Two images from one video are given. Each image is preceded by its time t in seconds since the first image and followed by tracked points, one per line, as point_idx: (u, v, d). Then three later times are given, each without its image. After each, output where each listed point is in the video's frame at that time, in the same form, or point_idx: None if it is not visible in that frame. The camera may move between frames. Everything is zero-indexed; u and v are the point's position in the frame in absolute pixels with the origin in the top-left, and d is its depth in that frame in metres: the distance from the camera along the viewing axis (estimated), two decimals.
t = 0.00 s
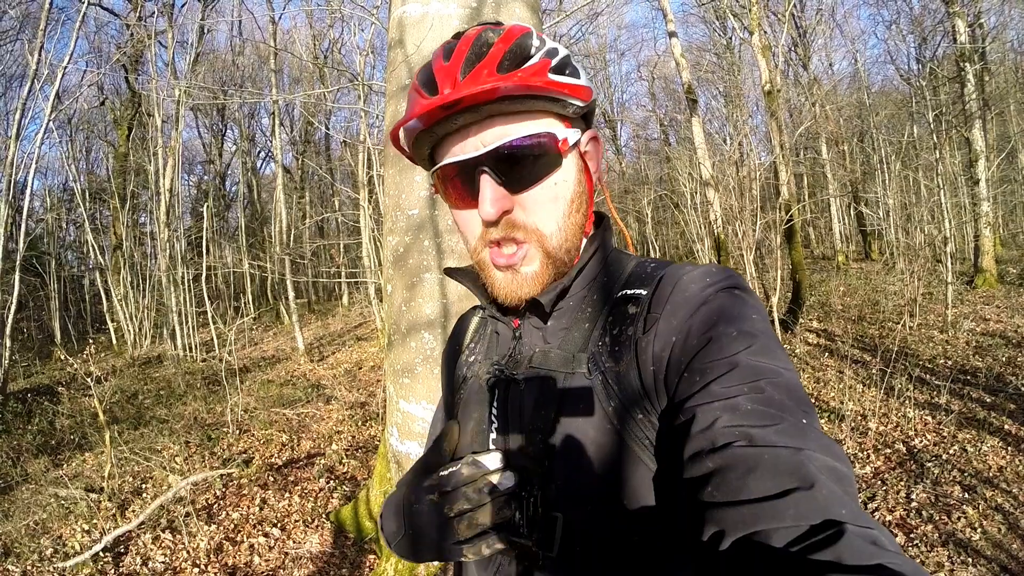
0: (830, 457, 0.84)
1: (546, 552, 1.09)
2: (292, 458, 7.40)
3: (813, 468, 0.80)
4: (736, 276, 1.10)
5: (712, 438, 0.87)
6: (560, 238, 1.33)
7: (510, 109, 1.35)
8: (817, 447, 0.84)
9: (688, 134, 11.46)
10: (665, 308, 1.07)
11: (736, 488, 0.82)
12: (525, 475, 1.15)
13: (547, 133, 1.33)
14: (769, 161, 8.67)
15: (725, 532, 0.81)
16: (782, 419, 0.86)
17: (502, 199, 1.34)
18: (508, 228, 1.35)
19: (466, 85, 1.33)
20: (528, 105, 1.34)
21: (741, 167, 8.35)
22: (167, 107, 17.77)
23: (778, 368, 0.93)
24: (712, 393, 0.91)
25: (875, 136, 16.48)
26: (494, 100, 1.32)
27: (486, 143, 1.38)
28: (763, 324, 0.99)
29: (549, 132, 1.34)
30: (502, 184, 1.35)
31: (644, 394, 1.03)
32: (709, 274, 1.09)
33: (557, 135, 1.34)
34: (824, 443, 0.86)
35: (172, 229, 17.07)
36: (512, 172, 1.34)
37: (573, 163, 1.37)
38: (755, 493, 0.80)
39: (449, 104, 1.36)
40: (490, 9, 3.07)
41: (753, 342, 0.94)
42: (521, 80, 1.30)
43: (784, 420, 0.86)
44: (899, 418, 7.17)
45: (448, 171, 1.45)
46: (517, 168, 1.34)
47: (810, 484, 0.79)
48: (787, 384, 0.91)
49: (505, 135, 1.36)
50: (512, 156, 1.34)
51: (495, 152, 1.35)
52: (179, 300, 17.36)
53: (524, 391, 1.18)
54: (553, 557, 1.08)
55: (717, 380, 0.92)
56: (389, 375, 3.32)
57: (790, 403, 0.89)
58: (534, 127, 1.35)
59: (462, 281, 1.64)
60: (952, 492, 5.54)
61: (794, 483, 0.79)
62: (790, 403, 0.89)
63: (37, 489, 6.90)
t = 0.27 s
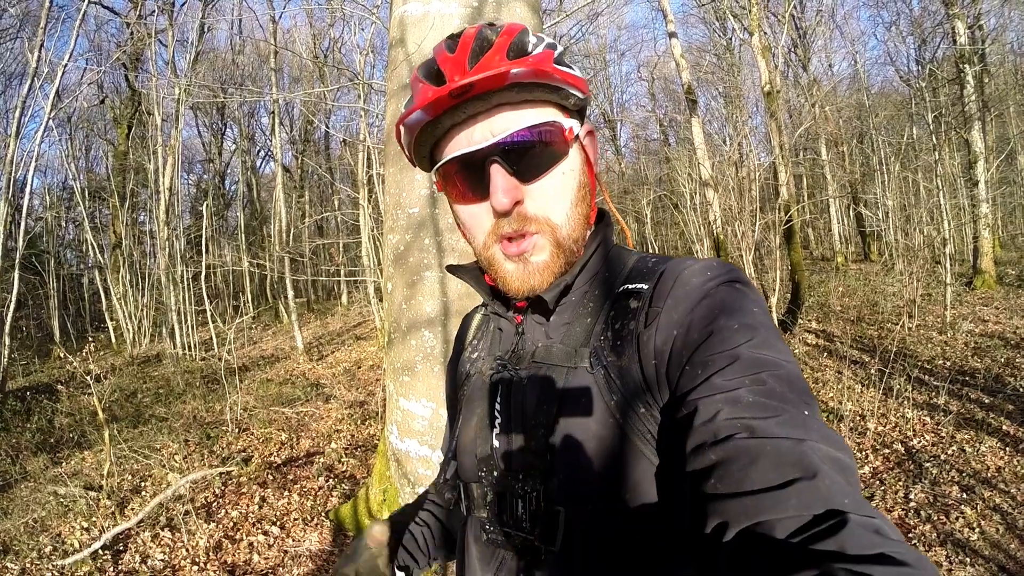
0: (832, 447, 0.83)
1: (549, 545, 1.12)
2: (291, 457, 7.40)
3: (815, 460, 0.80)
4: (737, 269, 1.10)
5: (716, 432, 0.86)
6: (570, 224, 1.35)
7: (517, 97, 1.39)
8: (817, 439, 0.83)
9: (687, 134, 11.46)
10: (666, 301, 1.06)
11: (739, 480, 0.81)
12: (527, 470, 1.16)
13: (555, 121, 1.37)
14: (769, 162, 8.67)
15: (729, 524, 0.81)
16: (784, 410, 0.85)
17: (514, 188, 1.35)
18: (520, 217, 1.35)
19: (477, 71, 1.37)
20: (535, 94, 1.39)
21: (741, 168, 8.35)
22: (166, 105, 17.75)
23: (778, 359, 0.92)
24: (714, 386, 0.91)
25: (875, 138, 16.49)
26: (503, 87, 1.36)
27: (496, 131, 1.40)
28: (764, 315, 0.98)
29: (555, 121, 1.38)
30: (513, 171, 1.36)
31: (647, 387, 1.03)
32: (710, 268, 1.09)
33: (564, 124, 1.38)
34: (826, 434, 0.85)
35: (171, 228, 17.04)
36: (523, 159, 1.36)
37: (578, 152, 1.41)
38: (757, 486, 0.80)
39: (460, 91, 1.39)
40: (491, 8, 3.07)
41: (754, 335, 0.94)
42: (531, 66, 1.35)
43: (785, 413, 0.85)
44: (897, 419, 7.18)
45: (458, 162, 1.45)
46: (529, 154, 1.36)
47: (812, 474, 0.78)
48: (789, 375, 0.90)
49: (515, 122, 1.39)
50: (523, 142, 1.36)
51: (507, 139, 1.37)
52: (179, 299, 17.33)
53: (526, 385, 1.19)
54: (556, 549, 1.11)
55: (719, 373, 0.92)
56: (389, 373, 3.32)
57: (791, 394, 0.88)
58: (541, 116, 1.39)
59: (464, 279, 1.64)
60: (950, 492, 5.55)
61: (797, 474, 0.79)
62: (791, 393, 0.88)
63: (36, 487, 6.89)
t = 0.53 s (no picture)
0: (824, 431, 0.84)
1: (545, 533, 1.14)
2: (298, 456, 7.44)
3: (807, 444, 0.81)
4: (730, 261, 1.10)
5: (708, 420, 0.87)
6: (516, 250, 1.36)
7: (444, 139, 1.38)
8: (810, 423, 0.84)
9: (691, 133, 11.45)
10: (655, 294, 1.06)
11: (732, 468, 0.82)
12: (526, 460, 1.19)
13: (483, 155, 1.34)
14: (773, 160, 8.66)
15: (723, 511, 0.82)
16: (776, 397, 0.86)
17: (454, 226, 1.39)
18: (465, 250, 1.40)
19: (400, 129, 1.40)
20: (458, 133, 1.35)
21: (745, 166, 8.34)
22: (171, 108, 17.85)
23: (770, 346, 0.92)
24: (705, 375, 0.91)
25: (879, 135, 16.45)
26: (425, 137, 1.37)
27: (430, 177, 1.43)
28: (754, 305, 0.98)
29: (487, 153, 1.35)
30: (451, 210, 1.39)
31: (638, 379, 1.04)
32: (701, 259, 1.09)
33: (495, 152, 1.34)
34: (818, 418, 0.85)
35: (177, 230, 17.13)
36: (457, 199, 1.37)
37: (523, 172, 1.36)
38: (750, 472, 0.81)
39: (392, 147, 1.44)
40: (493, 9, 3.09)
41: (743, 324, 0.94)
42: (444, 112, 1.33)
43: (777, 399, 0.85)
44: (902, 416, 7.16)
45: (411, 205, 1.52)
46: (463, 193, 1.37)
47: (804, 459, 0.79)
48: (780, 361, 0.90)
49: (447, 163, 1.39)
50: (453, 184, 1.37)
51: (439, 183, 1.39)
52: (185, 300, 17.41)
53: (524, 378, 1.22)
54: (552, 538, 1.13)
55: (710, 362, 0.91)
56: (394, 372, 3.34)
57: (784, 380, 0.88)
58: (470, 151, 1.36)
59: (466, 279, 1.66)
60: (956, 490, 5.53)
61: (790, 459, 0.80)
62: (783, 379, 0.88)
63: (44, 487, 6.94)
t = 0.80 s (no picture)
0: (823, 454, 0.84)
1: (544, 550, 1.15)
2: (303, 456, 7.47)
3: (803, 467, 0.81)
4: (734, 279, 1.10)
5: (706, 442, 0.87)
6: (546, 249, 1.36)
7: (478, 135, 1.37)
8: (808, 446, 0.84)
9: (696, 131, 11.41)
10: (658, 314, 1.06)
11: (730, 489, 0.83)
12: (526, 476, 1.20)
13: (517, 153, 1.35)
14: (778, 158, 8.62)
15: (719, 531, 0.83)
16: (775, 419, 0.86)
17: (485, 224, 1.37)
18: (495, 249, 1.38)
19: (431, 122, 1.36)
20: (494, 128, 1.35)
21: (750, 165, 8.30)
22: (175, 107, 17.89)
23: (769, 368, 0.92)
24: (705, 398, 0.91)
25: (885, 132, 16.35)
26: (459, 131, 1.35)
27: (460, 174, 1.40)
28: (757, 326, 0.98)
29: (520, 150, 1.36)
30: (483, 207, 1.38)
31: (639, 400, 1.03)
32: (705, 278, 1.09)
33: (529, 151, 1.36)
34: (817, 441, 0.86)
35: (182, 230, 17.18)
36: (491, 195, 1.36)
37: (551, 173, 1.39)
38: (747, 493, 0.81)
39: (420, 143, 1.39)
40: (497, 11, 3.08)
41: (744, 346, 0.94)
42: (483, 105, 1.32)
43: (775, 421, 0.86)
44: (907, 417, 7.13)
45: (433, 205, 1.47)
46: (496, 189, 1.36)
47: (800, 482, 0.80)
48: (779, 384, 0.91)
49: (479, 160, 1.38)
50: (488, 179, 1.36)
51: (472, 178, 1.37)
52: (190, 299, 17.47)
53: (526, 394, 1.24)
54: (551, 555, 1.14)
55: (709, 385, 0.92)
56: (399, 374, 3.35)
57: (782, 403, 0.88)
58: (505, 148, 1.36)
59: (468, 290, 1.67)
60: (960, 492, 5.51)
61: (786, 482, 0.80)
62: (783, 402, 0.88)
63: (50, 487, 6.99)
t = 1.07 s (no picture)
0: (813, 461, 0.84)
1: (539, 557, 1.16)
2: (308, 458, 7.49)
3: (792, 471, 0.81)
4: (728, 293, 1.11)
5: (697, 450, 0.87)
6: (562, 252, 1.36)
7: (502, 135, 1.40)
8: (798, 454, 0.84)
9: (701, 132, 11.38)
10: (653, 327, 1.07)
11: (719, 494, 0.83)
12: (522, 485, 1.21)
13: (537, 155, 1.38)
14: (783, 159, 8.59)
15: (709, 536, 0.82)
16: (763, 426, 0.86)
17: (503, 222, 1.38)
18: (511, 248, 1.38)
19: (458, 116, 1.38)
20: (517, 129, 1.39)
21: (756, 165, 8.27)
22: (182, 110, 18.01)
23: (760, 378, 0.93)
24: (698, 407, 0.92)
25: (891, 133, 16.27)
26: (486, 127, 1.37)
27: (480, 171, 1.42)
28: (751, 337, 0.99)
29: (540, 153, 1.39)
30: (501, 206, 1.39)
31: (633, 411, 1.04)
32: (699, 291, 1.11)
33: (548, 155, 1.39)
34: (807, 448, 0.85)
35: (188, 231, 17.29)
36: (512, 193, 1.38)
37: (565, 181, 1.42)
38: (735, 498, 0.81)
39: (443, 134, 1.40)
40: (500, 15, 3.09)
41: (736, 356, 0.95)
42: (510, 105, 1.36)
43: (764, 428, 0.86)
44: (913, 420, 7.09)
45: (449, 200, 1.47)
46: (516, 188, 1.37)
47: (789, 486, 0.80)
48: (771, 394, 0.91)
49: (500, 159, 1.40)
50: (508, 177, 1.38)
51: (494, 176, 1.39)
52: (196, 301, 17.56)
53: (520, 405, 1.24)
54: (546, 562, 1.14)
55: (702, 396, 0.93)
56: (403, 378, 3.36)
57: (773, 412, 0.89)
58: (526, 149, 1.39)
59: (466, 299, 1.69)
60: (966, 495, 5.48)
61: (775, 486, 0.80)
62: (773, 410, 0.89)
63: (57, 487, 7.05)
